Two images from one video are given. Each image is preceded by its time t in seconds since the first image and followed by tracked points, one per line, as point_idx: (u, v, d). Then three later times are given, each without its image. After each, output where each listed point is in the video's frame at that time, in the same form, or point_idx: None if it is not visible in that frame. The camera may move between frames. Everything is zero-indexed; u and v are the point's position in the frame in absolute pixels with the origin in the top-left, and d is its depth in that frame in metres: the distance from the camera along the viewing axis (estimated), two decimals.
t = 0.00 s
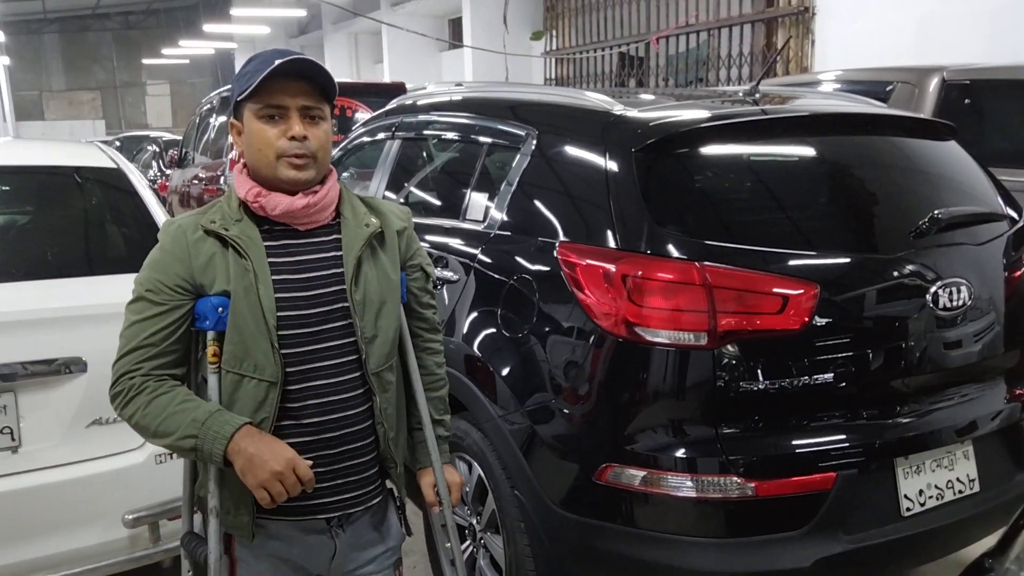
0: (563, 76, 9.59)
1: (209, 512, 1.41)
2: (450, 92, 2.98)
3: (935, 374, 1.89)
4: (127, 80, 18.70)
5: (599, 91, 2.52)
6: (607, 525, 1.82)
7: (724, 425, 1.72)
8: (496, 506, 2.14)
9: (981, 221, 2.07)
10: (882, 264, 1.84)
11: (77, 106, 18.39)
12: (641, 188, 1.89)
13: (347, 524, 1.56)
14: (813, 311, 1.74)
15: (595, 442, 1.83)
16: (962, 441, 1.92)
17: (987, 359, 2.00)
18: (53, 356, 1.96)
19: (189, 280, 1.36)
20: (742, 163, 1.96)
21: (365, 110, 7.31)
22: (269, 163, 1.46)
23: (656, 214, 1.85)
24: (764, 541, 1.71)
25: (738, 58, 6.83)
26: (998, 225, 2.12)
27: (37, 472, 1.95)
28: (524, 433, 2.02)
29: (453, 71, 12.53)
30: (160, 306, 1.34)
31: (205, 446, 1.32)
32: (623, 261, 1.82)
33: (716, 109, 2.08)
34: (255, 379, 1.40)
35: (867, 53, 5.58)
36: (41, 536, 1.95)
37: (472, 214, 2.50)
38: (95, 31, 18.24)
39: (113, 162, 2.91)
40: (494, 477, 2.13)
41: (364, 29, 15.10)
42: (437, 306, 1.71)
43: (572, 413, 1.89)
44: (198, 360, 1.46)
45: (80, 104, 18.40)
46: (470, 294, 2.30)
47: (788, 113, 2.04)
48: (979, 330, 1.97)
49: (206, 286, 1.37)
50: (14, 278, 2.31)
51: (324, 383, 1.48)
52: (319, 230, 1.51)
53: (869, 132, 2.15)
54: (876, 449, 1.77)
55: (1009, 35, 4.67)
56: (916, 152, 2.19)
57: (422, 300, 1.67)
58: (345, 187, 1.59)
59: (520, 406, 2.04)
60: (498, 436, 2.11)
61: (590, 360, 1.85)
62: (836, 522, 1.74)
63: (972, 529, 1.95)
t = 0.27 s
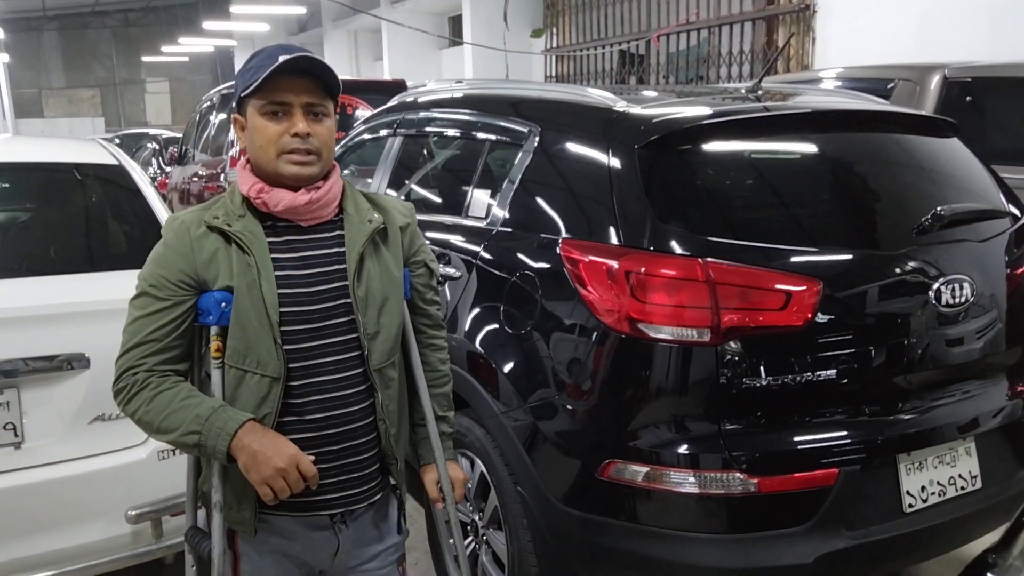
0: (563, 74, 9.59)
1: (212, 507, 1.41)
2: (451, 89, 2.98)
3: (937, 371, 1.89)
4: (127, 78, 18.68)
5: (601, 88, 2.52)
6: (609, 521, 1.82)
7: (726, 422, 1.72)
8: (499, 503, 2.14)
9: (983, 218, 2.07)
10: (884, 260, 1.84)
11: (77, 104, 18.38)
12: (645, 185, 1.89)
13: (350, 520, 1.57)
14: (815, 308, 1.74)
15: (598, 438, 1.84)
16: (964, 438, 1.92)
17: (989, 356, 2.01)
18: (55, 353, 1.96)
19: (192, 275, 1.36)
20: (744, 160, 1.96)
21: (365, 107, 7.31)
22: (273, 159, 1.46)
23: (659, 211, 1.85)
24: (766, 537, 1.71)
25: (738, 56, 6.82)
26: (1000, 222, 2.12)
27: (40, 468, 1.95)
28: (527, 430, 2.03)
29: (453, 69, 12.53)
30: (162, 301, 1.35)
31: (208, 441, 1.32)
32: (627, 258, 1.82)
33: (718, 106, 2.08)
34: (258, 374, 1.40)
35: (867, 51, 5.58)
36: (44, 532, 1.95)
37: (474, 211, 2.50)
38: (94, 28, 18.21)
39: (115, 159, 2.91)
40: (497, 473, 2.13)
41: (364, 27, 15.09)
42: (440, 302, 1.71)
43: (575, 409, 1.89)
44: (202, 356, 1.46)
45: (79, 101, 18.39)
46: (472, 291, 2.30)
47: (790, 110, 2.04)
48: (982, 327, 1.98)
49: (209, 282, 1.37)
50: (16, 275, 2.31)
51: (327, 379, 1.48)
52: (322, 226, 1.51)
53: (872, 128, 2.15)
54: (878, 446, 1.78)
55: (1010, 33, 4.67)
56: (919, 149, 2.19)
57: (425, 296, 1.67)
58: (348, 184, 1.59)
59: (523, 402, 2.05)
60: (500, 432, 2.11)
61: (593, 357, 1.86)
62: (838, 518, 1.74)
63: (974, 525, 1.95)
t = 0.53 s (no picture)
0: (562, 71, 9.59)
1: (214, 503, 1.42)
2: (451, 86, 2.98)
3: (937, 368, 1.89)
4: (126, 75, 18.66)
5: (601, 86, 2.52)
6: (610, 518, 1.82)
7: (727, 419, 1.72)
8: (499, 500, 2.14)
9: (983, 215, 2.07)
10: (884, 258, 1.84)
11: (76, 102, 18.36)
12: (645, 182, 1.89)
13: (351, 517, 1.57)
14: (815, 306, 1.74)
15: (598, 435, 1.84)
16: (963, 435, 1.93)
17: (989, 353, 2.01)
18: (55, 350, 1.96)
19: (194, 273, 1.37)
20: (744, 157, 1.96)
21: (365, 105, 7.31)
22: (273, 157, 1.46)
23: (659, 208, 1.85)
24: (767, 534, 1.72)
25: (738, 54, 6.82)
26: (999, 219, 2.12)
27: (41, 466, 1.95)
28: (527, 427, 2.03)
29: (452, 67, 12.52)
30: (164, 299, 1.35)
31: (210, 439, 1.33)
32: (627, 255, 1.82)
33: (718, 103, 2.08)
34: (260, 371, 1.40)
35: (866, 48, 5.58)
36: (46, 529, 1.95)
37: (474, 208, 2.51)
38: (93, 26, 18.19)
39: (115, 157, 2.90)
40: (497, 470, 2.13)
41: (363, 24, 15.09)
42: (441, 299, 1.71)
43: (575, 406, 1.90)
44: (204, 353, 1.47)
45: (78, 99, 18.37)
46: (472, 288, 2.30)
47: (790, 107, 2.04)
48: (981, 325, 1.98)
49: (210, 279, 1.37)
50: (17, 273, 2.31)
51: (328, 376, 1.48)
52: (323, 224, 1.51)
53: (871, 126, 2.15)
54: (878, 443, 1.78)
55: (1009, 30, 4.68)
56: (918, 146, 2.19)
57: (426, 294, 1.67)
58: (348, 181, 1.59)
59: (523, 399, 2.05)
60: (500, 429, 2.12)
61: (593, 355, 1.86)
62: (838, 515, 1.75)
63: (974, 521, 1.96)
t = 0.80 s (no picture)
0: (558, 71, 9.60)
1: (206, 503, 1.41)
2: (445, 85, 2.97)
3: (929, 367, 1.90)
4: (120, 74, 18.61)
5: (595, 85, 2.52)
6: (603, 517, 1.83)
7: (719, 418, 1.73)
8: (492, 499, 2.14)
9: (975, 214, 2.08)
10: (876, 257, 1.84)
11: (70, 101, 18.30)
12: (638, 182, 1.89)
13: (343, 517, 1.57)
14: (808, 304, 1.74)
15: (591, 435, 1.84)
16: (955, 433, 1.93)
17: (981, 352, 2.01)
18: (49, 350, 1.96)
19: (187, 273, 1.37)
20: (737, 157, 1.97)
21: (360, 104, 7.30)
22: (265, 158, 1.46)
23: (652, 207, 1.85)
24: (759, 533, 1.72)
25: (732, 53, 6.84)
26: (991, 218, 2.13)
27: (34, 466, 1.95)
28: (520, 426, 2.03)
29: (448, 66, 12.52)
30: (156, 299, 1.35)
31: (195, 430, 1.31)
32: (620, 254, 1.82)
33: (711, 103, 2.08)
34: (252, 370, 1.40)
35: (860, 48, 5.60)
36: (38, 530, 1.95)
37: (468, 208, 2.50)
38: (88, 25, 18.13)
39: (108, 156, 2.90)
40: (491, 470, 2.13)
41: (359, 24, 15.07)
42: (433, 298, 1.71)
43: (568, 406, 1.90)
44: (197, 351, 1.46)
45: (72, 99, 18.32)
46: (466, 288, 2.30)
47: (783, 107, 2.04)
48: (973, 324, 1.98)
49: (203, 279, 1.37)
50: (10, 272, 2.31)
51: (320, 375, 1.48)
52: (316, 223, 1.50)
53: (864, 125, 2.16)
54: (870, 442, 1.78)
55: (1002, 30, 4.69)
56: (911, 146, 2.20)
57: (418, 292, 1.67)
58: (341, 181, 1.59)
59: (516, 399, 2.05)
60: (494, 428, 2.11)
61: (586, 354, 1.86)
62: (830, 513, 1.75)
63: (966, 520, 1.96)
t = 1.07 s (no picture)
0: (545, 70, 9.60)
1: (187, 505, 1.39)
2: (430, 84, 2.96)
3: (911, 365, 1.91)
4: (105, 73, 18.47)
5: (580, 84, 2.52)
6: (586, 517, 1.82)
7: (702, 416, 1.73)
8: (476, 499, 2.14)
9: (957, 214, 2.09)
10: (858, 256, 1.85)
11: (54, 100, 18.15)
12: (621, 181, 1.89)
13: (324, 517, 1.56)
14: (790, 303, 1.75)
15: (574, 435, 1.84)
16: (937, 432, 1.94)
17: (963, 351, 2.02)
18: (30, 351, 1.94)
19: (167, 272, 1.35)
20: (720, 156, 1.97)
21: (346, 103, 7.28)
22: (245, 156, 1.44)
23: (635, 206, 1.85)
24: (742, 532, 1.72)
25: (719, 53, 6.86)
26: (973, 218, 2.14)
27: (13, 468, 1.92)
28: (504, 426, 2.02)
29: (435, 65, 12.49)
30: (137, 296, 1.33)
31: (161, 407, 1.28)
32: (602, 253, 1.82)
33: (696, 102, 2.08)
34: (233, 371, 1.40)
35: (846, 48, 5.63)
36: (17, 532, 1.93)
37: (453, 207, 2.49)
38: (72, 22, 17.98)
39: (91, 155, 2.87)
40: (475, 470, 2.13)
41: (346, 22, 15.01)
42: (416, 297, 1.70)
43: (551, 406, 1.89)
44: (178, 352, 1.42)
45: (57, 97, 18.16)
46: (450, 287, 2.29)
47: (767, 106, 2.05)
48: (955, 322, 1.99)
49: (184, 278, 1.36)
50: None
51: (300, 375, 1.47)
52: (296, 223, 1.49)
53: (847, 125, 2.17)
54: (852, 440, 1.79)
55: (986, 31, 4.72)
56: (894, 145, 2.21)
57: (400, 291, 1.66)
58: (322, 180, 1.58)
59: (500, 399, 2.04)
60: (478, 428, 2.11)
61: (569, 354, 1.86)
62: (813, 512, 1.76)
63: (948, 518, 1.97)
